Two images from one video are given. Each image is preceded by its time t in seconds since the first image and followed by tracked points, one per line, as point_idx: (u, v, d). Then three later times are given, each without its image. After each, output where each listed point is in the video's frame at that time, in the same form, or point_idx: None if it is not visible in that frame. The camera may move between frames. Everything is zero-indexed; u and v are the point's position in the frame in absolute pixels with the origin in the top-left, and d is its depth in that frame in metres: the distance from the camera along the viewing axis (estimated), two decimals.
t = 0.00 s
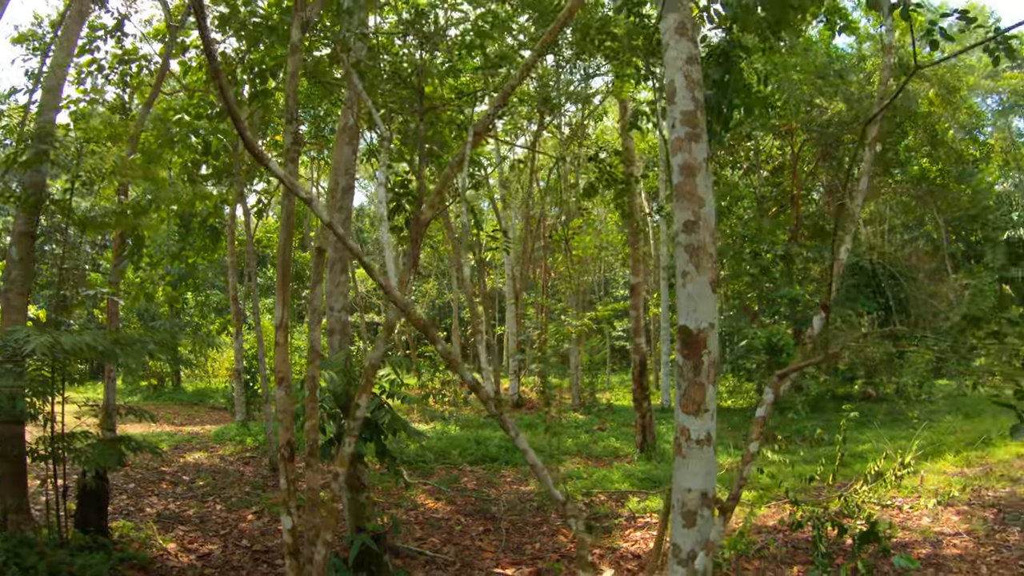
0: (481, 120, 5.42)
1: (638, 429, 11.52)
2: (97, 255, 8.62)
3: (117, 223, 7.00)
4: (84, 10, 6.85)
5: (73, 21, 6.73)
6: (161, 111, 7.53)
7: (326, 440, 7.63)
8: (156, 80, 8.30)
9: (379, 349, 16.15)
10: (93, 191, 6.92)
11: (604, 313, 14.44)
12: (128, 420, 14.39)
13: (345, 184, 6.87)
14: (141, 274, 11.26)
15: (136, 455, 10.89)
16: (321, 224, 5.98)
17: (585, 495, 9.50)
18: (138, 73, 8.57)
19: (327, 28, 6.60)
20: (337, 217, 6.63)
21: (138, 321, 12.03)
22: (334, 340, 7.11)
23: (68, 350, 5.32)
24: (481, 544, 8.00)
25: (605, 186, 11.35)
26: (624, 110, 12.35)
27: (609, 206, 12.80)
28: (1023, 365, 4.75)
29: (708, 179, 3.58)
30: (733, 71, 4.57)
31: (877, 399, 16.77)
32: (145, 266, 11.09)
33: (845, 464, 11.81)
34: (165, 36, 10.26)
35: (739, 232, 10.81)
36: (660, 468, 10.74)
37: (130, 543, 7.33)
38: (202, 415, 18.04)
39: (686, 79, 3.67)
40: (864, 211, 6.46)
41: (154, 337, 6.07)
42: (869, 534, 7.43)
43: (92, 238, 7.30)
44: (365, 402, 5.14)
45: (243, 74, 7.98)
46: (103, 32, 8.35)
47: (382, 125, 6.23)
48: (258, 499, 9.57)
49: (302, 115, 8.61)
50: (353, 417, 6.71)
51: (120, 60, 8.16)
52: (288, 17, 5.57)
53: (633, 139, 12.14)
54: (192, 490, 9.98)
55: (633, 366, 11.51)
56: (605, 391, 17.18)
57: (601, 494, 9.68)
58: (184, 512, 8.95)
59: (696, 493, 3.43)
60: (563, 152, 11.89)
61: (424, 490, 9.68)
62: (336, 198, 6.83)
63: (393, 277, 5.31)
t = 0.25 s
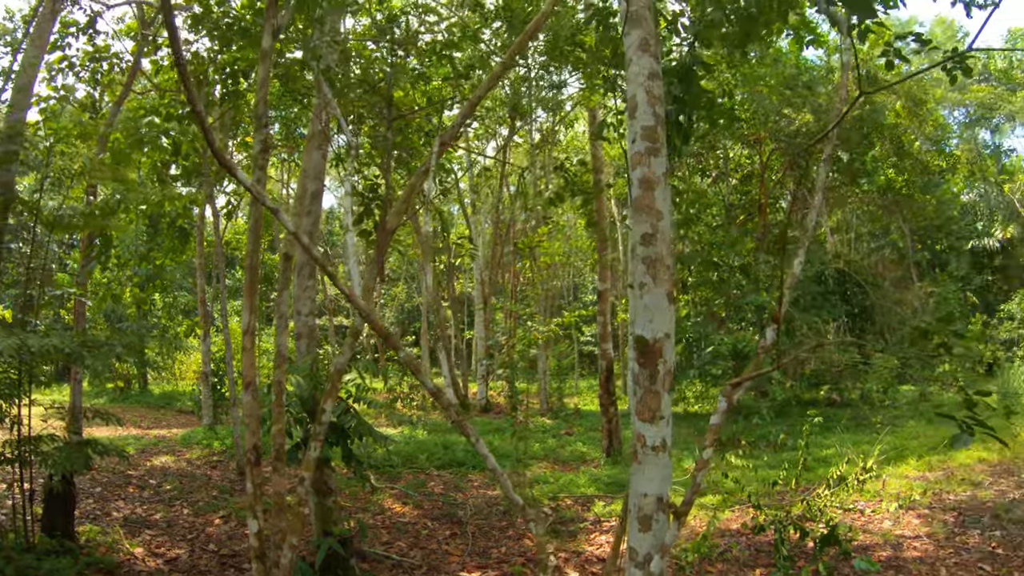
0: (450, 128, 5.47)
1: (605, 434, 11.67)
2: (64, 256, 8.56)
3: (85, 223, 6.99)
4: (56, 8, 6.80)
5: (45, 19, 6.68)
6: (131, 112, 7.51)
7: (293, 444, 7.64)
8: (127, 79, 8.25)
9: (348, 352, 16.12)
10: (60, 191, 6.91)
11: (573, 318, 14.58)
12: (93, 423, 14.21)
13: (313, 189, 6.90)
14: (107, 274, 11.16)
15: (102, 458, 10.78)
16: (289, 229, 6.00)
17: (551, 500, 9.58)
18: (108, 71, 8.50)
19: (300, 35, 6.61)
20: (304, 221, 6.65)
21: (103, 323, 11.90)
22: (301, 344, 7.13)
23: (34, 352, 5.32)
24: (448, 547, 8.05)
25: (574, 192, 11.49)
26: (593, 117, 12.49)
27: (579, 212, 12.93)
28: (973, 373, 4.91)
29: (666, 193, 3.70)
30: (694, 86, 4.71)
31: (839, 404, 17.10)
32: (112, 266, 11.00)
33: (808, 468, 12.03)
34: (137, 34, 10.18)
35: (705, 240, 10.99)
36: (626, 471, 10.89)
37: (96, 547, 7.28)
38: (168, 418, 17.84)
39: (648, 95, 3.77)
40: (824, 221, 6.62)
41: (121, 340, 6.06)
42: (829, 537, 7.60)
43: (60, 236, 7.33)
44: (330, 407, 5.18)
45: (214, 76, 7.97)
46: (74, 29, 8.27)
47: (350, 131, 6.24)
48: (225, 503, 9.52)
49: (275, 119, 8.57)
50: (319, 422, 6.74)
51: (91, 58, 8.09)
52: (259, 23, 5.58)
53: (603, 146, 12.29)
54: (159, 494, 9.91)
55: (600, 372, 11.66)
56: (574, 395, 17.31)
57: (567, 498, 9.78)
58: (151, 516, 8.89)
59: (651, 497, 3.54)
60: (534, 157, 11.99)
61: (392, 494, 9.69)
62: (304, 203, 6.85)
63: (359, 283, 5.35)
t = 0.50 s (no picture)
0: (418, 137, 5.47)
1: (574, 443, 11.71)
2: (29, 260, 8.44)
3: (52, 227, 6.96)
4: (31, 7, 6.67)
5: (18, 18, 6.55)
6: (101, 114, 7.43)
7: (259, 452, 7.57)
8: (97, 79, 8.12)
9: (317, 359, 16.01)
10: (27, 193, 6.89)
11: (543, 326, 14.63)
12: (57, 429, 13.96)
13: (281, 196, 6.85)
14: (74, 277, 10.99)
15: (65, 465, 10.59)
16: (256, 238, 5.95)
17: (519, 508, 9.59)
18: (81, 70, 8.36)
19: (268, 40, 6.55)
20: (271, 229, 6.59)
21: (67, 328, 11.68)
22: (268, 352, 7.07)
23: None
24: (415, 556, 8.02)
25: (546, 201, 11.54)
26: (565, 126, 12.56)
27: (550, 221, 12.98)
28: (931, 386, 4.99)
29: (629, 210, 3.75)
30: (659, 101, 4.76)
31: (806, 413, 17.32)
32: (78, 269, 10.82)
33: (775, 476, 12.17)
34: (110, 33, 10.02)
35: (675, 250, 11.08)
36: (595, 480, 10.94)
37: (61, 556, 7.16)
38: (135, 425, 17.57)
39: (613, 110, 3.82)
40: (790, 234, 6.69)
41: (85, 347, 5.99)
42: (794, 545, 7.70)
43: (28, 238, 7.27)
44: (294, 417, 5.14)
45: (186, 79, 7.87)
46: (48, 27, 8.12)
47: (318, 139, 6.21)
48: (192, 511, 9.39)
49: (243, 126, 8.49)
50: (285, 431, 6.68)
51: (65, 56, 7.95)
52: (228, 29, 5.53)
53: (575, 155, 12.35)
54: (125, 502, 9.76)
55: (568, 381, 11.70)
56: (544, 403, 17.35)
57: (535, 507, 9.79)
58: (116, 525, 8.75)
59: (611, 509, 3.58)
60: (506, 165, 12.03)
61: (359, 503, 9.63)
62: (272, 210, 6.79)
63: (325, 292, 5.32)
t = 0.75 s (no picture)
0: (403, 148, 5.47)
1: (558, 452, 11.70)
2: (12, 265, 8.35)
3: (34, 232, 6.87)
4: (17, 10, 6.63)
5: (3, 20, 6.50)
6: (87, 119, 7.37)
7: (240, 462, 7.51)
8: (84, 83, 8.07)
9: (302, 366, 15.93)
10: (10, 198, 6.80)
11: (529, 335, 14.64)
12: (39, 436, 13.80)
13: (265, 204, 6.83)
14: (57, 283, 10.90)
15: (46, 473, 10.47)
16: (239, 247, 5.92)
17: (504, 518, 9.57)
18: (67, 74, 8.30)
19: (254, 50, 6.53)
20: (254, 237, 6.56)
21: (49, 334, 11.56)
22: (251, 361, 7.03)
23: None
24: (398, 567, 7.98)
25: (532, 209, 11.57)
26: (552, 135, 12.60)
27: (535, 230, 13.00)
28: (912, 396, 5.03)
29: (611, 222, 3.77)
30: (641, 114, 4.79)
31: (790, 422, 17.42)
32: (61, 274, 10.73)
33: (759, 485, 12.22)
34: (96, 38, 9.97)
35: (660, 259, 11.13)
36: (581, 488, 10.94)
37: (42, 566, 7.07)
38: (118, 433, 17.39)
39: (595, 123, 3.85)
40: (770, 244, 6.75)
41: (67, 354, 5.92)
42: (778, 554, 7.73)
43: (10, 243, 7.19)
44: (275, 428, 5.11)
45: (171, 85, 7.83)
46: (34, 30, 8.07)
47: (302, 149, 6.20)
48: (175, 520, 9.31)
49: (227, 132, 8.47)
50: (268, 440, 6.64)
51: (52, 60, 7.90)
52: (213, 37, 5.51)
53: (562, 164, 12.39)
54: (107, 511, 9.65)
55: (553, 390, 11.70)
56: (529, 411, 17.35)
57: (520, 516, 9.77)
58: (98, 534, 8.65)
59: (593, 520, 3.58)
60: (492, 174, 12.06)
61: (343, 512, 9.58)
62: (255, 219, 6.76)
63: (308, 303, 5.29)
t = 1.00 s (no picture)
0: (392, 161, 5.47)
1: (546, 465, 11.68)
2: None
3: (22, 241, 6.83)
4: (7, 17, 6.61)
5: None
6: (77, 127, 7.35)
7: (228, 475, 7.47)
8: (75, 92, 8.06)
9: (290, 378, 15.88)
10: None
11: (518, 347, 14.65)
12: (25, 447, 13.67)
13: (254, 216, 6.82)
14: (45, 292, 10.83)
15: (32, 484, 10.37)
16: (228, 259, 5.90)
17: (492, 531, 9.54)
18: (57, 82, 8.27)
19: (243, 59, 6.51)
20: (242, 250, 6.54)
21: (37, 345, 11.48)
22: (239, 374, 7.01)
23: None
24: None
25: (521, 221, 11.61)
26: (542, 148, 12.65)
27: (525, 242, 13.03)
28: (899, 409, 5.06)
29: (598, 238, 3.79)
30: (629, 130, 4.83)
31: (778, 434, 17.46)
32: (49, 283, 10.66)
33: (747, 497, 12.24)
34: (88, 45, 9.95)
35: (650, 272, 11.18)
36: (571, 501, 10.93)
37: None
38: (104, 444, 17.25)
39: (583, 140, 3.88)
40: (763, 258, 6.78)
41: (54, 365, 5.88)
42: (765, 567, 7.74)
43: None
44: (263, 441, 5.09)
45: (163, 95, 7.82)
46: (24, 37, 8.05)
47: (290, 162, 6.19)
48: (161, 533, 9.23)
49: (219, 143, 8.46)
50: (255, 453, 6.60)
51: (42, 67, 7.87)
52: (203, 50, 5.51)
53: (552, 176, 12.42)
54: (94, 523, 9.56)
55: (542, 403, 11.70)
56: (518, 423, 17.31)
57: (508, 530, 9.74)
58: (84, 546, 8.57)
59: (580, 536, 3.59)
60: (481, 186, 12.10)
61: (330, 526, 9.52)
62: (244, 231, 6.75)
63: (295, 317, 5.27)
